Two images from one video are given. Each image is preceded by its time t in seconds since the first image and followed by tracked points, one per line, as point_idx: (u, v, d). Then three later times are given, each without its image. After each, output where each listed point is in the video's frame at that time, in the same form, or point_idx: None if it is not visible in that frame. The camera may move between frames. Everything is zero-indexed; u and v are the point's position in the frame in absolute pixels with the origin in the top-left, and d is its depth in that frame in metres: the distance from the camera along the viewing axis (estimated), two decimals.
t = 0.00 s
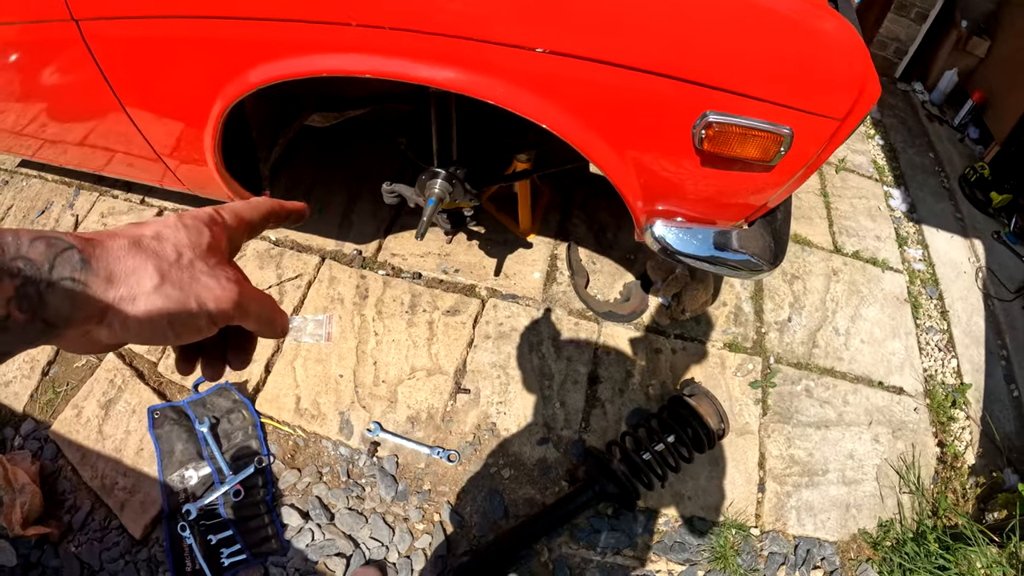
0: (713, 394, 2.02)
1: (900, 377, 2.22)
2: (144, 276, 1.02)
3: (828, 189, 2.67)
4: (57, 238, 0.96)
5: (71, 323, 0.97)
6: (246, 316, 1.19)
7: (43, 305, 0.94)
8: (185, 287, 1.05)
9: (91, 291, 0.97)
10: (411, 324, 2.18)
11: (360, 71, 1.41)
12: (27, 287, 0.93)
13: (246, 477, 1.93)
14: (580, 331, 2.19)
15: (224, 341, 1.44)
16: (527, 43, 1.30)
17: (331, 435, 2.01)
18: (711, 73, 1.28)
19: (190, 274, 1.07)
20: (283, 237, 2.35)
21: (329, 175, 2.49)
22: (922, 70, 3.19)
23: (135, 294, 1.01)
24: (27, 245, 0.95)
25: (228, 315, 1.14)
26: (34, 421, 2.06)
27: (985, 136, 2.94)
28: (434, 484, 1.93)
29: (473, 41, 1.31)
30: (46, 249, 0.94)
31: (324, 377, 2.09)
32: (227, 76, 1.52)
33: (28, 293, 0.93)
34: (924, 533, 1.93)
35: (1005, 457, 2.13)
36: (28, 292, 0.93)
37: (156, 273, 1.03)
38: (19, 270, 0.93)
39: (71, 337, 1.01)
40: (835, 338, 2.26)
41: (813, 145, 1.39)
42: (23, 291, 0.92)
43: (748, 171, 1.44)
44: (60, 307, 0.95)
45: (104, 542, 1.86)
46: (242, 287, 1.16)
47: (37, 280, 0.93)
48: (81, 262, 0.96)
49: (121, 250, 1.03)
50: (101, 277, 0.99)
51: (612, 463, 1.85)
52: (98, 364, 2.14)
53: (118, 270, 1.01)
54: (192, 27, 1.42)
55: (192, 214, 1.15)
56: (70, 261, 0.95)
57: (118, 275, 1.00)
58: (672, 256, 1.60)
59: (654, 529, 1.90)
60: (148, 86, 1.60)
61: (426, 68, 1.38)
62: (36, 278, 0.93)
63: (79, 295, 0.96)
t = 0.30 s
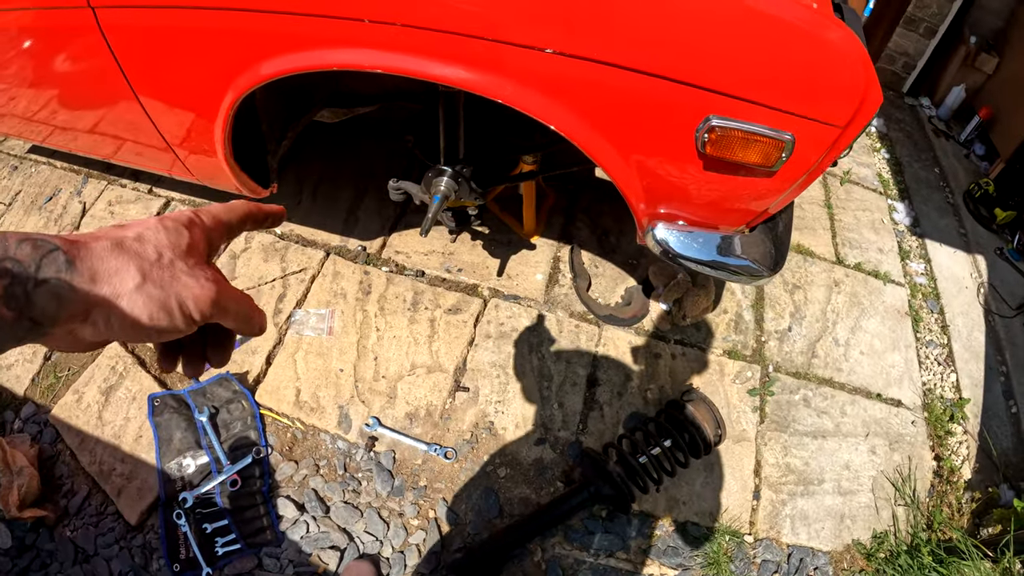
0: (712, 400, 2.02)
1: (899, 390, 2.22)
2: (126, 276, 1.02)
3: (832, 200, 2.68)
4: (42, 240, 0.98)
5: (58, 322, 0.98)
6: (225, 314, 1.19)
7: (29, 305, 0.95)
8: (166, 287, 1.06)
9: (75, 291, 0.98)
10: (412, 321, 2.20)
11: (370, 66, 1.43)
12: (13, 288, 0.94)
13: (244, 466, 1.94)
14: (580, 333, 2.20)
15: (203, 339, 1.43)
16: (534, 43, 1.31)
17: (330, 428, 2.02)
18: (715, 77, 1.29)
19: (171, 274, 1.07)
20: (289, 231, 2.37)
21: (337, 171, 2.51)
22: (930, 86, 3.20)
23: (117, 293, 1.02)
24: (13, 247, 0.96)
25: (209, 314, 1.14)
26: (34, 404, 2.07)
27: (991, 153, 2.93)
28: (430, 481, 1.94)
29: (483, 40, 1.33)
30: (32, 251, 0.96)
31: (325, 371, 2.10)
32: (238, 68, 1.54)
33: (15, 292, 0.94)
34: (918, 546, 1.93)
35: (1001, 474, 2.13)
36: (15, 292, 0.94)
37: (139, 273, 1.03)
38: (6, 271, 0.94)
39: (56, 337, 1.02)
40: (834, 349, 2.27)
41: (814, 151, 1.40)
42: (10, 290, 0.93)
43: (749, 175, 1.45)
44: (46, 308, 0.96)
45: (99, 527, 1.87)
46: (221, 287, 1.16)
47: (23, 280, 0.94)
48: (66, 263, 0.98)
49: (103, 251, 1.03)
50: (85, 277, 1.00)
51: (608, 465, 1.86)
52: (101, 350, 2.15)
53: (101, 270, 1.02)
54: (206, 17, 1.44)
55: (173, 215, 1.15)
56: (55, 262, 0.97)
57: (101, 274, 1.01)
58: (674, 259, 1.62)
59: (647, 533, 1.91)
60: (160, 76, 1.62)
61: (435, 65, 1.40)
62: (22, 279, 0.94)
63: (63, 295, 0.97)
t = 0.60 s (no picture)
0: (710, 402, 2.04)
1: (896, 394, 2.24)
2: (158, 260, 1.00)
3: (832, 205, 2.71)
4: (65, 252, 0.97)
5: (95, 329, 1.03)
6: (274, 232, 1.13)
7: (66, 319, 1.00)
8: (202, 249, 1.02)
9: (109, 298, 1.00)
10: (416, 319, 2.23)
11: (376, 67, 1.46)
12: (42, 306, 0.98)
13: (247, 461, 1.96)
14: (581, 333, 2.23)
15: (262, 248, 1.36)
16: (537, 47, 1.35)
17: (333, 424, 2.05)
18: (713, 81, 1.32)
19: (201, 233, 1.02)
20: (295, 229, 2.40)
21: (343, 171, 2.55)
22: (932, 92, 3.23)
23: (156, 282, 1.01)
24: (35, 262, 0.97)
25: (258, 250, 1.10)
26: (40, 397, 2.10)
27: (992, 160, 2.96)
28: (431, 477, 1.97)
29: (489, 43, 1.36)
30: (56, 265, 0.97)
31: (329, 367, 2.13)
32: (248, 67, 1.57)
33: (48, 307, 0.98)
34: (914, 547, 1.95)
35: (999, 478, 2.14)
36: (46, 310, 0.98)
37: (168, 251, 1.00)
38: (31, 288, 0.97)
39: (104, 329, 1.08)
40: (833, 352, 2.29)
41: (811, 155, 1.43)
42: (41, 307, 0.98)
43: (748, 178, 1.48)
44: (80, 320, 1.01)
45: (103, 521, 1.88)
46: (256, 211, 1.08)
47: (55, 297, 0.98)
48: (94, 272, 0.98)
49: (127, 241, 1.01)
50: (117, 278, 1.00)
51: (608, 462, 1.88)
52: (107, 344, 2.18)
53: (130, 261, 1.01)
54: (217, 18, 1.48)
55: (176, 151, 1.05)
56: (82, 275, 0.98)
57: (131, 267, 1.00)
58: (675, 260, 1.65)
59: (646, 531, 1.93)
60: (171, 74, 1.65)
61: (438, 66, 1.43)
62: (50, 296, 0.98)
63: (98, 303, 1.00)
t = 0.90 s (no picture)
0: (709, 403, 2.05)
1: (895, 398, 2.25)
2: (183, 290, 1.04)
3: (833, 210, 2.72)
4: (95, 261, 1.01)
5: (110, 340, 1.03)
6: (283, 321, 1.19)
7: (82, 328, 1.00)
8: (223, 298, 1.07)
9: (129, 308, 1.01)
10: (417, 318, 2.24)
11: (380, 65, 1.48)
12: (67, 312, 0.99)
13: (248, 456, 1.98)
14: (581, 334, 2.24)
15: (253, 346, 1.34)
16: (538, 47, 1.37)
17: (334, 420, 2.06)
18: (711, 82, 1.34)
19: (229, 286, 1.08)
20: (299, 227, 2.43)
21: (347, 170, 2.57)
22: (933, 99, 3.24)
23: (175, 307, 1.04)
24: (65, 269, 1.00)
25: (274, 314, 1.15)
26: (43, 390, 2.12)
27: (994, 166, 2.97)
28: (431, 474, 1.98)
29: (492, 43, 1.38)
30: (85, 272, 0.99)
31: (331, 364, 2.15)
32: (254, 65, 1.59)
33: (69, 315, 0.98)
34: (911, 551, 1.95)
35: (997, 482, 2.15)
36: (68, 318, 0.98)
37: (196, 287, 1.05)
38: (60, 293, 0.99)
39: (112, 352, 1.07)
40: (832, 356, 2.30)
41: (808, 156, 1.44)
42: (62, 315, 0.98)
43: (747, 178, 1.49)
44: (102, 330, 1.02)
45: (103, 514, 1.90)
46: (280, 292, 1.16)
47: (76, 302, 0.98)
48: (121, 283, 1.02)
49: (158, 267, 1.06)
50: (142, 295, 1.04)
51: (605, 462, 1.88)
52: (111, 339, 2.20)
53: (158, 287, 1.05)
54: (223, 15, 1.50)
55: (224, 220, 1.15)
56: (109, 283, 1.00)
57: (158, 291, 1.04)
58: (675, 259, 1.67)
59: (643, 530, 1.94)
60: (178, 72, 1.68)
61: (441, 66, 1.45)
62: (77, 301, 0.99)
63: (120, 314, 1.01)
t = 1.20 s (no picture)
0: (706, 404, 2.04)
1: (894, 402, 2.24)
2: (171, 268, 1.08)
3: (833, 213, 2.72)
4: (82, 236, 1.04)
5: (96, 315, 1.07)
6: (270, 303, 1.24)
7: (69, 301, 1.04)
8: (211, 277, 1.11)
9: (116, 284, 1.05)
10: (415, 316, 2.25)
11: (380, 62, 1.49)
12: (54, 284, 1.02)
13: (245, 451, 1.98)
14: (579, 334, 2.24)
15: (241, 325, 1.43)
16: (537, 45, 1.37)
17: (331, 417, 2.07)
18: (707, 80, 1.34)
19: (217, 265, 1.12)
20: (299, 225, 2.44)
21: (348, 169, 2.58)
22: (936, 104, 3.24)
23: (161, 285, 1.08)
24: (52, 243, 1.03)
25: (258, 299, 1.19)
26: (42, 383, 2.13)
27: (995, 171, 2.97)
28: (427, 472, 1.98)
29: (492, 41, 1.39)
30: (73, 247, 1.03)
31: (329, 361, 2.16)
32: (256, 61, 1.61)
33: (56, 288, 1.02)
34: (908, 555, 1.94)
35: (995, 487, 2.14)
36: (55, 290, 1.02)
37: (183, 266, 1.08)
38: (47, 267, 1.03)
39: (98, 327, 1.11)
40: (831, 359, 2.29)
41: (804, 155, 1.45)
42: (49, 287, 1.02)
43: (742, 177, 1.50)
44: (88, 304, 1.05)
45: (99, 507, 1.90)
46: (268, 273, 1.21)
47: (64, 275, 1.02)
48: (108, 258, 1.05)
49: (146, 243, 1.10)
50: (129, 272, 1.07)
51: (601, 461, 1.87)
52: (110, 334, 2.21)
53: (145, 263, 1.08)
54: (226, 11, 1.51)
55: (216, 199, 1.19)
56: (95, 258, 1.04)
57: (145, 268, 1.08)
58: (671, 258, 1.67)
59: (639, 531, 1.93)
60: (180, 68, 1.69)
61: (441, 63, 1.46)
62: (63, 275, 1.02)
63: (106, 289, 1.05)
